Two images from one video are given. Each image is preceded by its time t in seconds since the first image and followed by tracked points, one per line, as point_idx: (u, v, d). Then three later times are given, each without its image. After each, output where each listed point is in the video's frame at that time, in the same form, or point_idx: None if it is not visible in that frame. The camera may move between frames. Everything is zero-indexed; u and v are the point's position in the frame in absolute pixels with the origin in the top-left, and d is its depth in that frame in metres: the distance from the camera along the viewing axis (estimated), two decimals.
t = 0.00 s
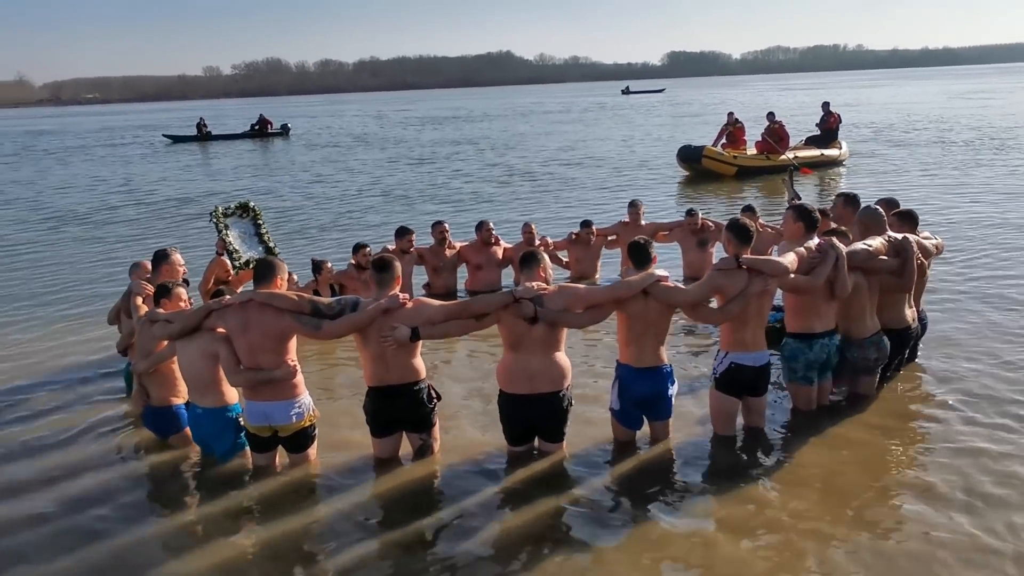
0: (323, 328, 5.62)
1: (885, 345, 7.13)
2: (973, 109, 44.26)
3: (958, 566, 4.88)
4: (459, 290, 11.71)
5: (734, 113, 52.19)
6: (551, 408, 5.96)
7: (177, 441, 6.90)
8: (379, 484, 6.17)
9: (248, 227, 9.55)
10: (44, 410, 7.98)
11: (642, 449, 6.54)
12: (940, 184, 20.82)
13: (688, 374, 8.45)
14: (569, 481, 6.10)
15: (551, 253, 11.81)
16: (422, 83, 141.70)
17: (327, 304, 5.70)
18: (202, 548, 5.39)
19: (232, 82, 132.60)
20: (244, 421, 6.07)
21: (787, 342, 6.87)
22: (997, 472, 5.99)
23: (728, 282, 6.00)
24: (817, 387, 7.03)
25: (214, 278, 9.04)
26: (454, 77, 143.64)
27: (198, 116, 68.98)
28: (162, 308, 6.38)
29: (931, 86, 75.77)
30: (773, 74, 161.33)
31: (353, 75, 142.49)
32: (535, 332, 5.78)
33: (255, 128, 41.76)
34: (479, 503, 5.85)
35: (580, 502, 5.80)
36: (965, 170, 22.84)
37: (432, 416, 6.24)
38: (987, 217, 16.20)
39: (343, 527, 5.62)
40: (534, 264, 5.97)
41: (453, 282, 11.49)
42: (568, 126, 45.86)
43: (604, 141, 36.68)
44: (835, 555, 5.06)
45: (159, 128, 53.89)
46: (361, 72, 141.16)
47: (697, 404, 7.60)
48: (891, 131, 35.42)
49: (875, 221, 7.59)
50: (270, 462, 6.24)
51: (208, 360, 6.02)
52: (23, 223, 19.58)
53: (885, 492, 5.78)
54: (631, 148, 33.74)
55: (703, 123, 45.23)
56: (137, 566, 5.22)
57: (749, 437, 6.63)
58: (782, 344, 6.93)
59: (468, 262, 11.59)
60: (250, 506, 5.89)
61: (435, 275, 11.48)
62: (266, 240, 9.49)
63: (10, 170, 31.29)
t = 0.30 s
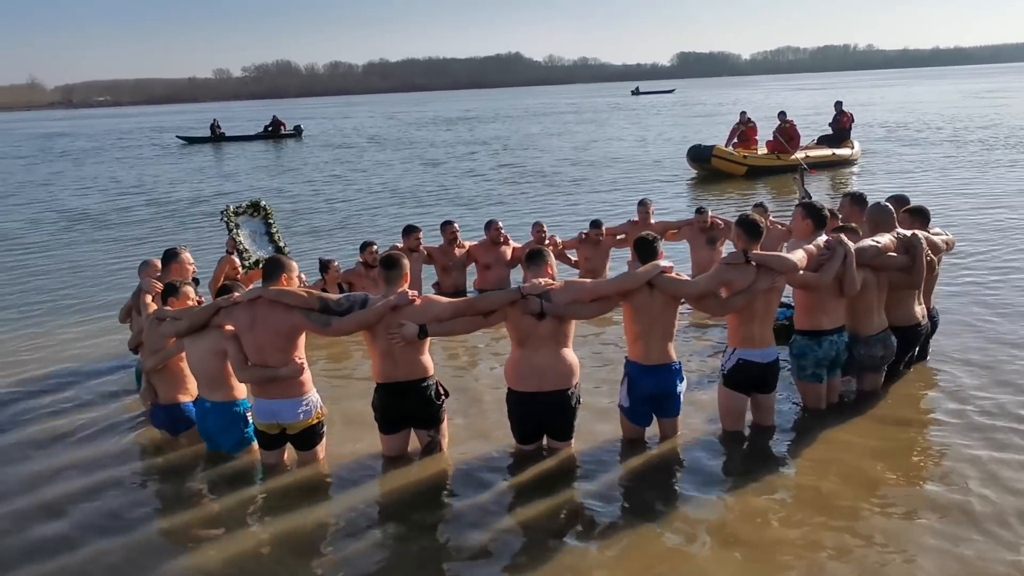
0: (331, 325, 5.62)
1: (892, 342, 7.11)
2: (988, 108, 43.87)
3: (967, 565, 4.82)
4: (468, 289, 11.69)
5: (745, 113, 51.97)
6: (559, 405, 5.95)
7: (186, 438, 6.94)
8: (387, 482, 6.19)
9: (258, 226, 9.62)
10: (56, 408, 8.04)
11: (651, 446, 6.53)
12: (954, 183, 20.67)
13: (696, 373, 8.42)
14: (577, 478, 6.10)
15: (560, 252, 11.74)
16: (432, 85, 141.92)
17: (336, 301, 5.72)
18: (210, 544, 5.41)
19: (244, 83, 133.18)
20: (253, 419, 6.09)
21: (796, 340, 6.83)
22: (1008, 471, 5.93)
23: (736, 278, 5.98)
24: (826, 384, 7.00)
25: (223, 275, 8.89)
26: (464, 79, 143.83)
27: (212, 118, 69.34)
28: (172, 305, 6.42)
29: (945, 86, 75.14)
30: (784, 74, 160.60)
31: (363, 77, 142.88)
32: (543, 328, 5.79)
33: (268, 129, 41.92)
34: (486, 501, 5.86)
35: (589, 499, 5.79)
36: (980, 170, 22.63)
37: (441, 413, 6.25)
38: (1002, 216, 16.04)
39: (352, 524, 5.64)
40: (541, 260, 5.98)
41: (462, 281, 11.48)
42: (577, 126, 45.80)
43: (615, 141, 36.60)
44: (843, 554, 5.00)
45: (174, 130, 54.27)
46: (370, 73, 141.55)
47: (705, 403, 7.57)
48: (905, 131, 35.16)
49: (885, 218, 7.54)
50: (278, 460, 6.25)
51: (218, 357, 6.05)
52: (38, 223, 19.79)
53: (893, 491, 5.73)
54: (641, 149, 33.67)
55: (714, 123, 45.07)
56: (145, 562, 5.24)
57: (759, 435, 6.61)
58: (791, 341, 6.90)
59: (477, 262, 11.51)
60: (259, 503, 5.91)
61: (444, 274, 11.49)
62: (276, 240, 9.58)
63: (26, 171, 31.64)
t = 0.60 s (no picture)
0: (334, 324, 5.64)
1: (894, 342, 7.11)
2: (994, 109, 43.74)
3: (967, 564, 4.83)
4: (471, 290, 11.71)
5: (750, 115, 51.90)
6: (561, 405, 5.96)
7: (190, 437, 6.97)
8: (389, 481, 6.21)
9: (261, 226, 9.71)
10: (62, 407, 8.10)
11: (653, 446, 6.54)
12: (960, 185, 20.61)
13: (698, 373, 8.44)
14: (579, 478, 6.11)
15: (563, 253, 11.76)
16: (436, 87, 142.04)
17: (339, 300, 5.74)
18: (214, 542, 5.45)
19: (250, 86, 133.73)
20: (256, 418, 6.11)
21: (798, 339, 6.84)
22: (1009, 471, 5.94)
23: (737, 276, 5.99)
24: (828, 384, 7.01)
25: (225, 275, 8.69)
26: (468, 81, 143.91)
27: (220, 121, 69.70)
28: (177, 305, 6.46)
29: (953, 87, 74.95)
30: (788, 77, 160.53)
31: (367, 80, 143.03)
32: (545, 328, 5.80)
33: (275, 131, 42.03)
34: (488, 499, 5.87)
35: (591, 498, 5.80)
36: (986, 172, 22.58)
37: (443, 412, 6.27)
38: (1009, 218, 16.00)
39: (354, 522, 5.66)
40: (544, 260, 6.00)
41: (465, 281, 11.51)
42: (583, 128, 45.78)
43: (620, 143, 36.59)
44: (843, 553, 5.02)
45: (181, 133, 54.54)
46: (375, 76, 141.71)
47: (708, 403, 7.58)
48: (911, 132, 35.09)
49: (888, 218, 7.54)
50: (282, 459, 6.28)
51: (222, 355, 6.09)
52: (45, 224, 19.90)
53: (894, 491, 5.75)
54: (646, 151, 33.66)
55: (719, 125, 45.04)
56: (149, 560, 5.27)
57: (761, 434, 6.61)
58: (793, 341, 6.90)
59: (480, 263, 11.48)
60: (262, 501, 5.94)
61: (447, 275, 11.53)
62: (278, 240, 9.65)
63: (34, 173, 31.85)
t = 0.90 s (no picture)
0: (337, 328, 5.69)
1: (895, 347, 7.14)
2: (997, 117, 43.84)
3: (968, 568, 4.84)
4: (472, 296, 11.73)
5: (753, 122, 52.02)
6: (562, 410, 5.99)
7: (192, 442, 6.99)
8: (390, 485, 6.23)
9: (261, 233, 9.76)
10: (64, 412, 8.12)
11: (653, 450, 6.56)
12: (964, 193, 20.65)
13: (699, 378, 8.45)
14: (579, 483, 6.13)
15: (564, 260, 11.78)
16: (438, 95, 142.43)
17: (341, 305, 5.77)
18: (216, 546, 5.47)
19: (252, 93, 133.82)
20: (258, 422, 6.14)
21: (799, 344, 6.87)
22: (1010, 472, 5.98)
23: (737, 282, 6.04)
24: (829, 388, 7.02)
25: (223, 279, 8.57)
26: (470, 89, 144.33)
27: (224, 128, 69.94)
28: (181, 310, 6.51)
29: (955, 95, 75.14)
30: (790, 85, 161.04)
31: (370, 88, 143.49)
32: (546, 333, 5.84)
33: (280, 139, 42.16)
34: (488, 504, 5.89)
35: (591, 503, 5.82)
36: (988, 179, 22.63)
37: (444, 416, 6.29)
38: (1010, 226, 16.02)
39: (355, 526, 5.68)
40: (544, 265, 6.04)
41: (466, 287, 11.55)
42: (585, 136, 45.88)
43: (622, 151, 36.68)
44: (846, 557, 5.02)
45: (186, 140, 54.76)
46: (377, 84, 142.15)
47: (708, 408, 7.60)
48: (913, 140, 35.17)
49: (888, 223, 7.56)
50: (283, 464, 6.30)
51: (224, 359, 6.13)
52: (48, 230, 19.96)
53: (898, 495, 5.75)
54: (648, 158, 33.73)
55: (721, 133, 45.13)
56: (150, 564, 5.29)
57: (761, 439, 6.63)
58: (795, 345, 6.93)
59: (481, 269, 11.51)
60: (263, 506, 5.96)
61: (448, 280, 11.56)
62: (278, 247, 9.70)
63: (39, 179, 32.00)
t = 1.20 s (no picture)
0: (337, 331, 5.73)
1: (893, 350, 7.18)
2: (998, 124, 43.90)
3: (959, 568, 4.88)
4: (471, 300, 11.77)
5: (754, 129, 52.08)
6: (561, 412, 6.03)
7: (191, 445, 7.02)
8: (390, 488, 6.26)
9: (258, 238, 9.80)
10: (63, 416, 8.14)
11: (652, 453, 6.59)
12: (965, 199, 20.66)
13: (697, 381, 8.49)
14: (578, 484, 6.16)
15: (562, 265, 11.82)
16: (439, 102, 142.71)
17: (341, 308, 5.80)
18: (217, 548, 5.50)
19: (253, 100, 134.33)
20: (258, 424, 6.16)
21: (799, 346, 6.90)
22: (1007, 474, 6.00)
23: (736, 286, 6.07)
24: (828, 391, 7.06)
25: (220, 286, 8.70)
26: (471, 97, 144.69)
27: (226, 135, 70.22)
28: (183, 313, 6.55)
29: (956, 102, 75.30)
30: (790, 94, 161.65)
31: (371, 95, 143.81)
32: (545, 337, 5.88)
33: (284, 146, 42.25)
34: (487, 505, 5.93)
35: (590, 504, 5.85)
36: (990, 185, 22.66)
37: (444, 418, 6.32)
38: (1011, 232, 16.03)
39: (356, 527, 5.72)
40: (543, 269, 6.08)
41: (465, 291, 11.57)
42: (586, 142, 45.95)
43: (623, 158, 36.72)
44: (843, 558, 5.06)
45: (189, 147, 55.01)
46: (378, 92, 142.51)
47: (706, 411, 7.63)
48: (915, 147, 35.23)
49: (885, 225, 7.60)
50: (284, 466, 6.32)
51: (225, 362, 6.16)
52: (48, 237, 19.98)
53: (895, 498, 5.78)
54: (649, 165, 33.77)
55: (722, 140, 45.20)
56: (150, 566, 5.31)
57: (760, 441, 6.66)
58: (794, 348, 6.96)
59: (480, 274, 11.55)
60: (264, 508, 5.99)
61: (447, 285, 11.60)
62: (274, 252, 9.74)
63: (42, 186, 32.14)
